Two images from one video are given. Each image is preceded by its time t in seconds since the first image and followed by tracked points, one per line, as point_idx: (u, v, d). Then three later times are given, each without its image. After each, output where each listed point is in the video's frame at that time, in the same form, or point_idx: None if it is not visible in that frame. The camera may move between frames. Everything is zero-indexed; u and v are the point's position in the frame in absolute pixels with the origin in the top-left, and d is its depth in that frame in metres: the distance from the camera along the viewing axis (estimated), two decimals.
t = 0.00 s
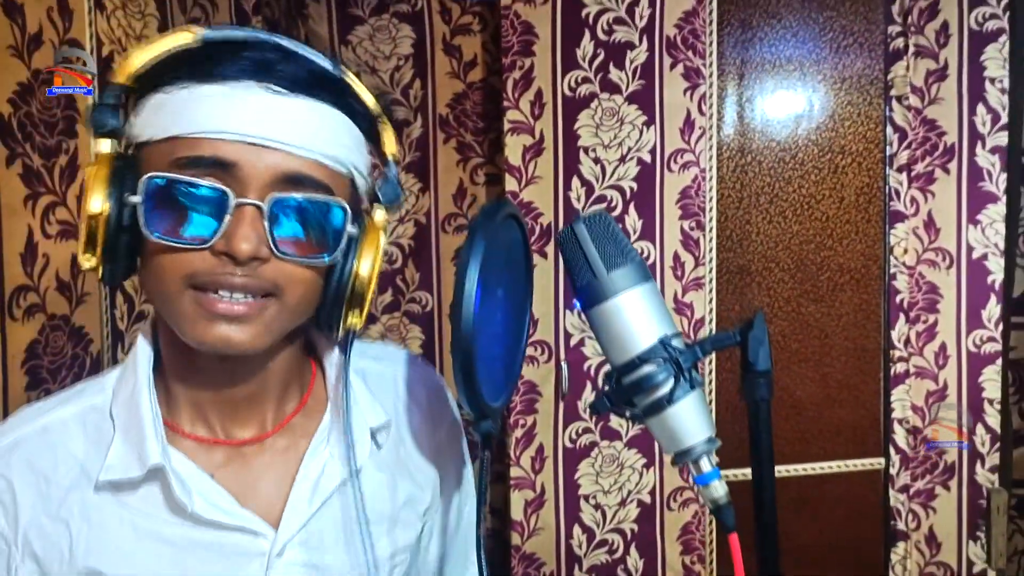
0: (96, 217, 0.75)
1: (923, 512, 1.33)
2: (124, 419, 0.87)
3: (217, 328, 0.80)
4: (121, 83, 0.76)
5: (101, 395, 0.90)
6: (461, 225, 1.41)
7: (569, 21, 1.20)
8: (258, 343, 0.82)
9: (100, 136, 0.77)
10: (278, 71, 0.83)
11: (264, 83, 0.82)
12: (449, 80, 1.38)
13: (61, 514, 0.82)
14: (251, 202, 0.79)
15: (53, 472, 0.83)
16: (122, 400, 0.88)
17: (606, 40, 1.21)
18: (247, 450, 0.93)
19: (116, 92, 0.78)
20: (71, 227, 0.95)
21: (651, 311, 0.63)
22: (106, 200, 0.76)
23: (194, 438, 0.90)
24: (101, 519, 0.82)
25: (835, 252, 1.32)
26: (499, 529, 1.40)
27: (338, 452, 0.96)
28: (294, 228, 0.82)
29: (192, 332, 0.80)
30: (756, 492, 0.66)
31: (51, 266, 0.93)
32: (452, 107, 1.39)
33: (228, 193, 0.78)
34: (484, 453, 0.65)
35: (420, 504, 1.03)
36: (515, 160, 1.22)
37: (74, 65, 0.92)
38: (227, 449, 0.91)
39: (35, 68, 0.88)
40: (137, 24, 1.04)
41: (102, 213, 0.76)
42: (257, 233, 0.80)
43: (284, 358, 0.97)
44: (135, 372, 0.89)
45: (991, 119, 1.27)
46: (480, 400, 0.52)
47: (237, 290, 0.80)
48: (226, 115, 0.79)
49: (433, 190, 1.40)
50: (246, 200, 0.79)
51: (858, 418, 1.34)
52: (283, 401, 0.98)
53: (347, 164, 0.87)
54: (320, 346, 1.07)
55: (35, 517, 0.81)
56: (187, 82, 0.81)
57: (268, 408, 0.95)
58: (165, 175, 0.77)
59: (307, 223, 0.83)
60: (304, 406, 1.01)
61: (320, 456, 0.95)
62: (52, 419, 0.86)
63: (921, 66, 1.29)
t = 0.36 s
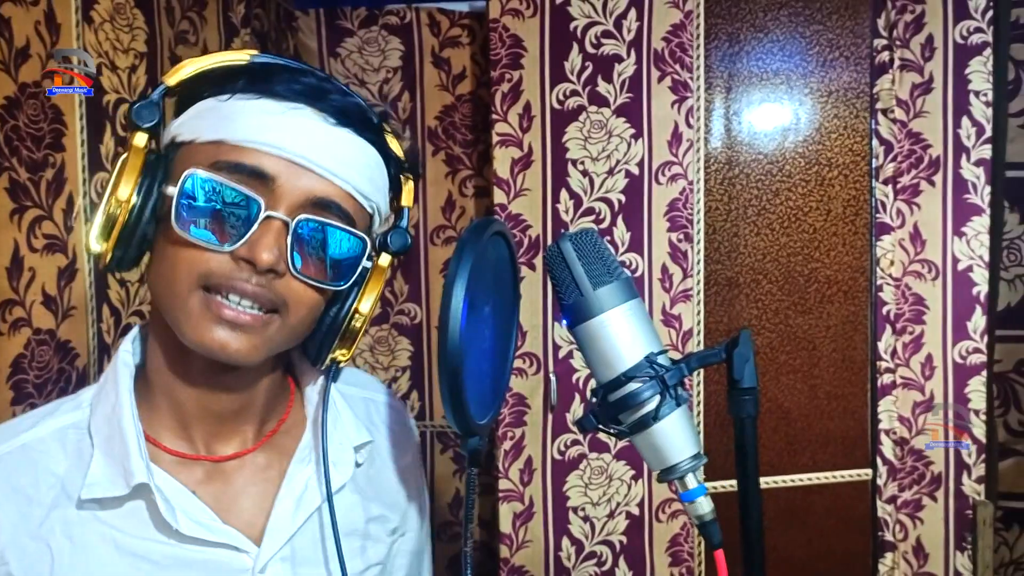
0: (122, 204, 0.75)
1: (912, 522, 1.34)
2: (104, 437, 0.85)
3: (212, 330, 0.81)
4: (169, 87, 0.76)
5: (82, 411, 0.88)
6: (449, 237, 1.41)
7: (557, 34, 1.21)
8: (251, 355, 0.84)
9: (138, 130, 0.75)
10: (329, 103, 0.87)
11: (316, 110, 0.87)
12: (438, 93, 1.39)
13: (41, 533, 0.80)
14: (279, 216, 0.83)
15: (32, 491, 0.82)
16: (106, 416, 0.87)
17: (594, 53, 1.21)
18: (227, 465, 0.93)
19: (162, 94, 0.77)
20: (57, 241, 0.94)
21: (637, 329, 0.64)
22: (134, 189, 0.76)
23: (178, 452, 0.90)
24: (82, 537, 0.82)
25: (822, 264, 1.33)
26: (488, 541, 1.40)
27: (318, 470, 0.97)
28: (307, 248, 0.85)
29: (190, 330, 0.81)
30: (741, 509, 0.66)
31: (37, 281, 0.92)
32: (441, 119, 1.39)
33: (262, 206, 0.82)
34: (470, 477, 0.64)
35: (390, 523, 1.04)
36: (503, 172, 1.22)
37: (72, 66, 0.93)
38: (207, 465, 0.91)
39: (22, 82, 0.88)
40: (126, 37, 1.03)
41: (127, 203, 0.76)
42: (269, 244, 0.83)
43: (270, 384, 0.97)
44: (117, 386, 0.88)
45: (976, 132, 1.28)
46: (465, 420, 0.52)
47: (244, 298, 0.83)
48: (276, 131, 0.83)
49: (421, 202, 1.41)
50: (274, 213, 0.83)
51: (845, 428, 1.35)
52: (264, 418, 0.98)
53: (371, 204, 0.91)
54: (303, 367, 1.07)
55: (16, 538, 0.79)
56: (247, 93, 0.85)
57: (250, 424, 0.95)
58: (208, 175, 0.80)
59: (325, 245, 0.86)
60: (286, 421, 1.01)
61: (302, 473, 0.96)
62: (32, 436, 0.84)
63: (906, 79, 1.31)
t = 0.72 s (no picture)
0: (161, 224, 0.70)
1: (912, 521, 1.32)
2: (110, 441, 0.82)
3: (270, 345, 0.78)
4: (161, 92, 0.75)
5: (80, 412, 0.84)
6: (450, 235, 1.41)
7: (556, 33, 1.21)
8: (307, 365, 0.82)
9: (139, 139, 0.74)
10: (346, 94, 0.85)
11: (332, 107, 0.83)
12: (438, 91, 1.39)
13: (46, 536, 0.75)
14: (333, 222, 0.81)
15: (40, 491, 0.77)
16: (109, 418, 0.83)
17: (593, 51, 1.21)
18: (229, 468, 0.90)
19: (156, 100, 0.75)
20: (55, 240, 0.94)
21: (626, 327, 0.64)
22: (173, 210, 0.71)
23: (185, 456, 0.86)
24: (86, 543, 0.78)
25: (824, 262, 1.32)
26: (489, 539, 1.40)
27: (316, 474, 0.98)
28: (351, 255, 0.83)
29: (251, 345, 0.78)
30: (729, 510, 0.66)
31: (36, 279, 0.92)
32: (442, 117, 1.39)
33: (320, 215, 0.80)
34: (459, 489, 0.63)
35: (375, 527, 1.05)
36: (502, 170, 1.22)
37: (71, 66, 0.94)
38: (209, 469, 0.88)
39: (20, 81, 0.88)
40: (125, 36, 1.03)
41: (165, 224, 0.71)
42: (331, 253, 0.81)
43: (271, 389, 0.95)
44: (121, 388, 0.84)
45: (977, 130, 1.27)
46: (455, 421, 0.52)
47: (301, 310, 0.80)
48: (320, 134, 0.79)
49: (422, 201, 1.41)
50: (327, 220, 0.81)
51: (845, 426, 1.35)
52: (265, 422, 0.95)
53: (392, 190, 0.90)
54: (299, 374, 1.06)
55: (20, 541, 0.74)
56: (269, 95, 0.80)
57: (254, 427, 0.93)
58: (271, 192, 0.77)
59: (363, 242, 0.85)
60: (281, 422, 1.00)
61: (300, 477, 0.96)
62: (32, 435, 0.79)
63: (908, 76, 1.30)
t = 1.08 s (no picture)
0: (185, 267, 0.73)
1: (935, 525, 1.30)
2: (138, 450, 0.82)
3: (314, 345, 0.84)
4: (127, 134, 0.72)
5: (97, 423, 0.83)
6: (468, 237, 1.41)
7: (572, 34, 1.20)
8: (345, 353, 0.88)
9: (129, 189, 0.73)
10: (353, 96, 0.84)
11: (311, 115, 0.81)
12: (456, 93, 1.39)
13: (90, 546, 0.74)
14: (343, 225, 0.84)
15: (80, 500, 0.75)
16: (133, 427, 0.82)
17: (610, 52, 1.21)
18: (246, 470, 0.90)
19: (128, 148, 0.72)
20: (73, 243, 0.96)
21: (625, 328, 0.64)
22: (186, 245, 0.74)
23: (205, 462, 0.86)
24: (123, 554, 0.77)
25: (846, 263, 1.31)
26: (507, 540, 1.40)
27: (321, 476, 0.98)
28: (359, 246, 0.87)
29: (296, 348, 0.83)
30: (730, 516, 0.67)
31: (54, 281, 0.95)
32: (459, 119, 1.39)
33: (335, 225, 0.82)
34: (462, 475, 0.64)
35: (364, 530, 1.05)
36: (519, 171, 1.22)
37: (72, 65, 0.92)
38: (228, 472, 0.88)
39: (38, 86, 0.92)
40: (143, 40, 1.03)
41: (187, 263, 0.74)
42: (353, 253, 0.85)
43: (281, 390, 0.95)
44: (142, 397, 0.84)
45: (1001, 129, 1.24)
46: (454, 423, 0.53)
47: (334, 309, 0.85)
48: (319, 152, 0.80)
49: (440, 203, 1.41)
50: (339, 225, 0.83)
51: (868, 428, 1.33)
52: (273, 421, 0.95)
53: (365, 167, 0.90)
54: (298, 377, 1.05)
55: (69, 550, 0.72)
56: (258, 119, 0.77)
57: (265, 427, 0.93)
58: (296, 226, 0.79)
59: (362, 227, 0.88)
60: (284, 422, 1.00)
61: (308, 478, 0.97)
62: (61, 446, 0.78)
63: (930, 75, 1.27)
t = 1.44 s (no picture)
0: (152, 282, 0.68)
1: (970, 528, 1.27)
2: (155, 450, 0.80)
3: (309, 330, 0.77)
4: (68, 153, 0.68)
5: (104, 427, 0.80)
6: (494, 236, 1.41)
7: (598, 32, 1.20)
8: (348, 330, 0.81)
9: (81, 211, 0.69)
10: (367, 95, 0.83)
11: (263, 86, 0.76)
12: (483, 91, 1.39)
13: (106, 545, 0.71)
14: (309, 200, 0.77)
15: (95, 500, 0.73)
16: (147, 429, 0.80)
17: (636, 49, 1.20)
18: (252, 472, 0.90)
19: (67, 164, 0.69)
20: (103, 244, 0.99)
21: (630, 326, 0.64)
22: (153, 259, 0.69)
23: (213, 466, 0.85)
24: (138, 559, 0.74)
25: (879, 261, 1.29)
26: (534, 539, 1.40)
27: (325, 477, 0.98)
28: (335, 222, 0.80)
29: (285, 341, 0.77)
30: (736, 514, 0.66)
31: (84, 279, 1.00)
32: (486, 118, 1.39)
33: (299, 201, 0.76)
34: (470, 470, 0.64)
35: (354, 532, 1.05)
36: (544, 170, 1.22)
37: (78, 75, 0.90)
38: (235, 475, 0.87)
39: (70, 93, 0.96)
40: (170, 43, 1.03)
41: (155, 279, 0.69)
42: (327, 228, 0.78)
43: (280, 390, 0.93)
44: (153, 399, 0.81)
45: None
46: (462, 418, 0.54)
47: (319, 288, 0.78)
48: (273, 125, 0.74)
49: (467, 202, 1.41)
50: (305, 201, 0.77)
51: (900, 429, 1.31)
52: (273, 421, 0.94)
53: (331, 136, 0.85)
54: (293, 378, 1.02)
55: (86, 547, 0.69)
56: (191, 108, 0.72)
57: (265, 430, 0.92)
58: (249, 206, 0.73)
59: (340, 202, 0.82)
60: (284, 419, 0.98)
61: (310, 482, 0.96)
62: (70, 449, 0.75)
63: (965, 69, 1.23)
